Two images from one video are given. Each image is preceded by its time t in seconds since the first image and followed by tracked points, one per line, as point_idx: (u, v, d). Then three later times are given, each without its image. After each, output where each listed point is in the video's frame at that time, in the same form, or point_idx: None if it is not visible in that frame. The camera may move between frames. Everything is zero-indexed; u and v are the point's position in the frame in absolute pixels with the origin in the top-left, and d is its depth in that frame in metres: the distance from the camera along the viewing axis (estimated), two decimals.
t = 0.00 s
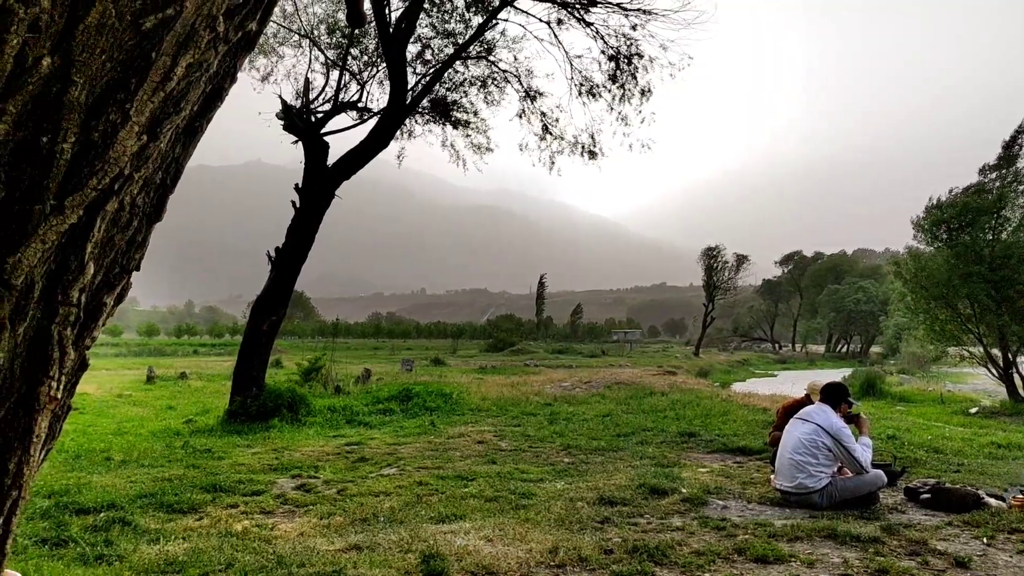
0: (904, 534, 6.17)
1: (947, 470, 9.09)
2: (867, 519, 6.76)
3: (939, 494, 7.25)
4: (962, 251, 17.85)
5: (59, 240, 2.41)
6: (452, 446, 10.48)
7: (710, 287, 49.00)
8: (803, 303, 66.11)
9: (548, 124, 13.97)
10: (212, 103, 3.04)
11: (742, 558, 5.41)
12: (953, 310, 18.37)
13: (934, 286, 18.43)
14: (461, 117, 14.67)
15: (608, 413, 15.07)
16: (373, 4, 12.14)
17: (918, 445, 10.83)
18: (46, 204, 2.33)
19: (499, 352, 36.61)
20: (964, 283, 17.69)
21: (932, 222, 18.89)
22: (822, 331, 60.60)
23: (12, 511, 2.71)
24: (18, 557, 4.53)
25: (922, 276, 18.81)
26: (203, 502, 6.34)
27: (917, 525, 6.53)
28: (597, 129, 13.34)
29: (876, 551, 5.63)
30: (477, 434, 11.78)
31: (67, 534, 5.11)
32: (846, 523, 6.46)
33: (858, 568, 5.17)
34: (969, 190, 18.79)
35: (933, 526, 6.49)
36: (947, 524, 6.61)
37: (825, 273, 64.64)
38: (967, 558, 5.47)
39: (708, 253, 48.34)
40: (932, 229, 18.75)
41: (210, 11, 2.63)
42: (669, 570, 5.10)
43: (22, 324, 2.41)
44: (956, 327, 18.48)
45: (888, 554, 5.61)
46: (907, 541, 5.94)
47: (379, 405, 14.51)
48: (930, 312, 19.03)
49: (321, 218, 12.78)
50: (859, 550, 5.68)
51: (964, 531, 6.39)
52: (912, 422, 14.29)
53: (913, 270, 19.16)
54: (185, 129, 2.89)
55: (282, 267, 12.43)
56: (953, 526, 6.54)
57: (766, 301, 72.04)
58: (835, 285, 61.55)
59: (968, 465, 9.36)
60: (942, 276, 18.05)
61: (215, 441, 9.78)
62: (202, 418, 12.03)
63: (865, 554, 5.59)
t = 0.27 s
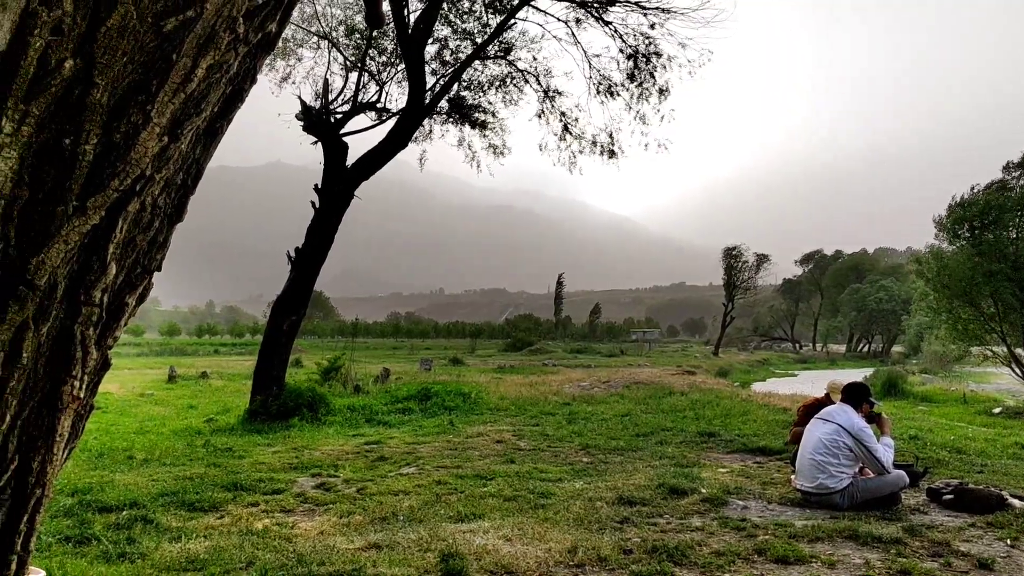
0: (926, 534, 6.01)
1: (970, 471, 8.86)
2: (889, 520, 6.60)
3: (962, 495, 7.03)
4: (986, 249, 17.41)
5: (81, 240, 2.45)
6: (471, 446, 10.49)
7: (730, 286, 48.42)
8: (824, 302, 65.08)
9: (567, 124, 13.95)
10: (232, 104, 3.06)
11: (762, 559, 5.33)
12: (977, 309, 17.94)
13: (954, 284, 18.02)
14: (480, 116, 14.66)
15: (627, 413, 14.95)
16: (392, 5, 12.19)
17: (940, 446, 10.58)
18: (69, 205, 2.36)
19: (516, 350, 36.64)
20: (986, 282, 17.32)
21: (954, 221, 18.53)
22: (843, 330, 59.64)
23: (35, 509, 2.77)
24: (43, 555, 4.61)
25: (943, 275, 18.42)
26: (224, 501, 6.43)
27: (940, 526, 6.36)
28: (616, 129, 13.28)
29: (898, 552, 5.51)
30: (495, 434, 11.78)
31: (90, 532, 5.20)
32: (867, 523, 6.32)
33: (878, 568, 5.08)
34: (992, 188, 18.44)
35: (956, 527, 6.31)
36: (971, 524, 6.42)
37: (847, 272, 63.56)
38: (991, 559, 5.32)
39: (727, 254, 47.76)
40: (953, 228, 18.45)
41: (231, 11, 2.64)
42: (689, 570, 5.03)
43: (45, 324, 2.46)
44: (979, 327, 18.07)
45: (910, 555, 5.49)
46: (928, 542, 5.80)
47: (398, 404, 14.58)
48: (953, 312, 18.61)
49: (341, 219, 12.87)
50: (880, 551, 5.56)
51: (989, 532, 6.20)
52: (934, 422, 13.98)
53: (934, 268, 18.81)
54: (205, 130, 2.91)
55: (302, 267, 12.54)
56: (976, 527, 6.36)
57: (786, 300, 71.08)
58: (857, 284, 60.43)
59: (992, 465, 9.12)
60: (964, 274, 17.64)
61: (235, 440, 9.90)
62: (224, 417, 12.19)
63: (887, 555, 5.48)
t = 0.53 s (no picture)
0: (950, 535, 5.85)
1: (997, 471, 8.60)
2: (911, 521, 6.43)
3: (987, 495, 6.80)
4: (1011, 247, 17.06)
5: (105, 241, 2.50)
6: (491, 445, 10.49)
7: (751, 287, 47.83)
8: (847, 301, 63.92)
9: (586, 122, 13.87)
10: (253, 105, 3.08)
11: (783, 559, 5.24)
12: (1004, 308, 17.52)
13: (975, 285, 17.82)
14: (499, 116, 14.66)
15: (647, 413, 14.82)
16: (411, 5, 12.23)
17: (965, 446, 10.32)
18: (93, 206, 2.41)
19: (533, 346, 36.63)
20: (1010, 282, 17.01)
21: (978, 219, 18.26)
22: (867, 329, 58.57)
23: (61, 506, 2.89)
24: (68, 552, 4.70)
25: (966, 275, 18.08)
26: (246, 499, 6.51)
27: (965, 527, 6.18)
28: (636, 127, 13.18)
29: (921, 553, 5.38)
30: (515, 433, 11.76)
31: (114, 529, 5.28)
32: (890, 524, 6.17)
33: (901, 569, 4.97)
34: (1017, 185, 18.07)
35: (981, 529, 6.13)
36: (997, 526, 6.23)
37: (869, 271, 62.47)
38: (1019, 561, 5.16)
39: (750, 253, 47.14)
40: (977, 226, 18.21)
41: (252, 13, 2.65)
42: (710, 571, 4.97)
43: (70, 324, 2.52)
44: (1005, 326, 17.68)
45: (934, 556, 5.35)
46: (952, 543, 5.65)
47: (418, 403, 14.64)
48: (978, 311, 18.22)
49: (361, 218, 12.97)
50: (903, 552, 5.44)
51: (1016, 534, 6.00)
52: (960, 422, 13.63)
53: (957, 267, 18.48)
54: (226, 130, 2.94)
55: (323, 266, 12.66)
56: (1002, 528, 6.16)
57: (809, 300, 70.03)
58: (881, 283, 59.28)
59: (1021, 466, 8.85)
60: (988, 273, 17.31)
61: (256, 439, 10.03)
62: (247, 416, 12.36)
63: (910, 555, 5.35)
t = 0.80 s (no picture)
0: (981, 537, 5.66)
1: None
2: (940, 522, 6.24)
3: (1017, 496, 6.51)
4: None
5: (132, 240, 2.54)
6: (514, 443, 10.47)
7: (777, 286, 46.98)
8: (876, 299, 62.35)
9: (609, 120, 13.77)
10: (278, 105, 3.10)
11: (809, 560, 5.13)
12: None
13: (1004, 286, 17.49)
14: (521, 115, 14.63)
15: (671, 412, 14.64)
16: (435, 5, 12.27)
17: (995, 446, 10.01)
18: (120, 206, 2.46)
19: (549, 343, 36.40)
20: None
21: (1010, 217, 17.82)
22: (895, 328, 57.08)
23: (88, 503, 2.97)
24: (98, 548, 4.81)
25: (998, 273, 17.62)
26: (272, 496, 6.60)
27: (996, 529, 5.96)
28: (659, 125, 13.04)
29: (950, 554, 5.23)
30: (538, 432, 11.71)
31: (141, 526, 5.38)
32: (919, 525, 5.99)
33: (931, 572, 4.83)
34: None
35: (1013, 530, 5.91)
36: None
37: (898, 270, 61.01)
38: None
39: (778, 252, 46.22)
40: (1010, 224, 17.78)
41: (276, 14, 2.67)
42: (735, 571, 4.88)
43: (98, 322, 2.58)
44: None
45: (963, 557, 5.19)
46: (983, 545, 5.47)
47: (442, 401, 14.68)
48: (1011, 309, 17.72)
49: (385, 218, 13.06)
50: (931, 553, 5.29)
51: None
52: (992, 422, 13.21)
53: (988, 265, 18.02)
54: (251, 130, 2.97)
55: (348, 265, 12.78)
56: None
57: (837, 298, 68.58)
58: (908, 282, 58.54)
59: None
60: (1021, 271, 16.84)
61: (282, 436, 10.16)
62: (273, 413, 12.54)
63: (939, 557, 5.20)
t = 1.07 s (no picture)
0: (1008, 539, 5.49)
1: None
2: (965, 523, 6.06)
3: None
4: None
5: (158, 239, 2.58)
6: (534, 442, 10.44)
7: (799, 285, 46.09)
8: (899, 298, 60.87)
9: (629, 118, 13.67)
10: (301, 105, 3.12)
11: (832, 561, 5.03)
12: None
13: None
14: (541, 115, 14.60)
15: (692, 412, 14.47)
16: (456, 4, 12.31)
17: (1022, 446, 9.72)
18: (145, 204, 2.50)
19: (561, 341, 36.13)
20: None
21: None
22: (919, 327, 55.66)
23: (114, 500, 3.04)
24: (123, 543, 4.89)
25: None
26: (293, 493, 6.67)
27: None
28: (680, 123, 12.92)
29: (975, 556, 5.09)
30: (558, 431, 11.66)
31: (165, 522, 5.46)
32: (943, 526, 5.83)
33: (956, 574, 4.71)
34: None
35: None
36: None
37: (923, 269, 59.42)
38: None
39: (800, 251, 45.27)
40: None
41: (300, 13, 2.68)
42: (757, 572, 4.80)
43: (124, 321, 2.62)
44: None
45: (989, 559, 5.05)
46: (1011, 547, 5.31)
47: (462, 400, 14.71)
48: None
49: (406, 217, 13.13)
50: (956, 555, 5.16)
51: None
52: (1019, 423, 12.82)
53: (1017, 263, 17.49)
54: (275, 129, 2.99)
55: (369, 264, 12.88)
56: None
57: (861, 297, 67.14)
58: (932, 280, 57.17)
59: None
60: None
61: (303, 434, 10.27)
62: (295, 411, 12.68)
63: (963, 559, 5.07)
